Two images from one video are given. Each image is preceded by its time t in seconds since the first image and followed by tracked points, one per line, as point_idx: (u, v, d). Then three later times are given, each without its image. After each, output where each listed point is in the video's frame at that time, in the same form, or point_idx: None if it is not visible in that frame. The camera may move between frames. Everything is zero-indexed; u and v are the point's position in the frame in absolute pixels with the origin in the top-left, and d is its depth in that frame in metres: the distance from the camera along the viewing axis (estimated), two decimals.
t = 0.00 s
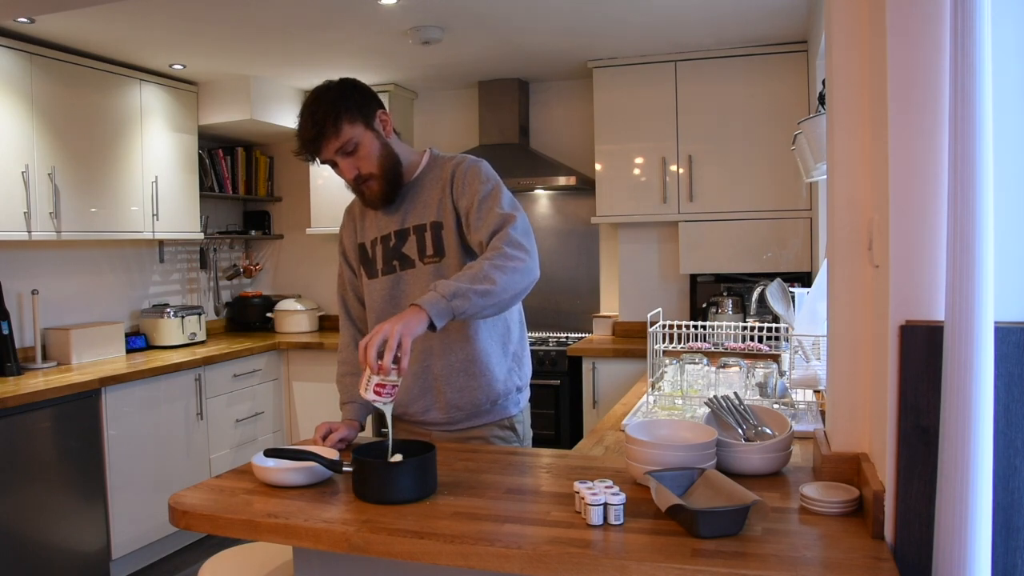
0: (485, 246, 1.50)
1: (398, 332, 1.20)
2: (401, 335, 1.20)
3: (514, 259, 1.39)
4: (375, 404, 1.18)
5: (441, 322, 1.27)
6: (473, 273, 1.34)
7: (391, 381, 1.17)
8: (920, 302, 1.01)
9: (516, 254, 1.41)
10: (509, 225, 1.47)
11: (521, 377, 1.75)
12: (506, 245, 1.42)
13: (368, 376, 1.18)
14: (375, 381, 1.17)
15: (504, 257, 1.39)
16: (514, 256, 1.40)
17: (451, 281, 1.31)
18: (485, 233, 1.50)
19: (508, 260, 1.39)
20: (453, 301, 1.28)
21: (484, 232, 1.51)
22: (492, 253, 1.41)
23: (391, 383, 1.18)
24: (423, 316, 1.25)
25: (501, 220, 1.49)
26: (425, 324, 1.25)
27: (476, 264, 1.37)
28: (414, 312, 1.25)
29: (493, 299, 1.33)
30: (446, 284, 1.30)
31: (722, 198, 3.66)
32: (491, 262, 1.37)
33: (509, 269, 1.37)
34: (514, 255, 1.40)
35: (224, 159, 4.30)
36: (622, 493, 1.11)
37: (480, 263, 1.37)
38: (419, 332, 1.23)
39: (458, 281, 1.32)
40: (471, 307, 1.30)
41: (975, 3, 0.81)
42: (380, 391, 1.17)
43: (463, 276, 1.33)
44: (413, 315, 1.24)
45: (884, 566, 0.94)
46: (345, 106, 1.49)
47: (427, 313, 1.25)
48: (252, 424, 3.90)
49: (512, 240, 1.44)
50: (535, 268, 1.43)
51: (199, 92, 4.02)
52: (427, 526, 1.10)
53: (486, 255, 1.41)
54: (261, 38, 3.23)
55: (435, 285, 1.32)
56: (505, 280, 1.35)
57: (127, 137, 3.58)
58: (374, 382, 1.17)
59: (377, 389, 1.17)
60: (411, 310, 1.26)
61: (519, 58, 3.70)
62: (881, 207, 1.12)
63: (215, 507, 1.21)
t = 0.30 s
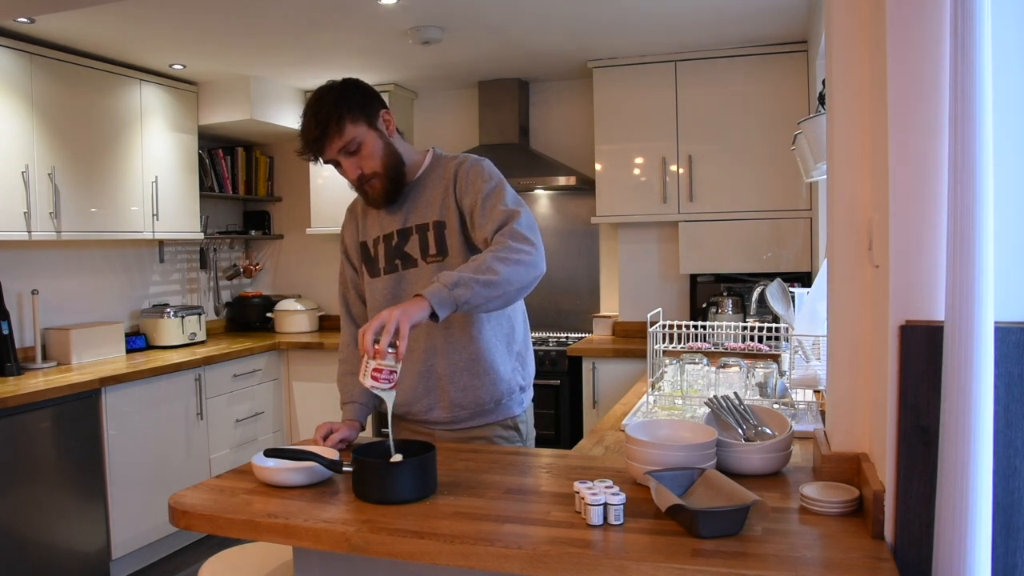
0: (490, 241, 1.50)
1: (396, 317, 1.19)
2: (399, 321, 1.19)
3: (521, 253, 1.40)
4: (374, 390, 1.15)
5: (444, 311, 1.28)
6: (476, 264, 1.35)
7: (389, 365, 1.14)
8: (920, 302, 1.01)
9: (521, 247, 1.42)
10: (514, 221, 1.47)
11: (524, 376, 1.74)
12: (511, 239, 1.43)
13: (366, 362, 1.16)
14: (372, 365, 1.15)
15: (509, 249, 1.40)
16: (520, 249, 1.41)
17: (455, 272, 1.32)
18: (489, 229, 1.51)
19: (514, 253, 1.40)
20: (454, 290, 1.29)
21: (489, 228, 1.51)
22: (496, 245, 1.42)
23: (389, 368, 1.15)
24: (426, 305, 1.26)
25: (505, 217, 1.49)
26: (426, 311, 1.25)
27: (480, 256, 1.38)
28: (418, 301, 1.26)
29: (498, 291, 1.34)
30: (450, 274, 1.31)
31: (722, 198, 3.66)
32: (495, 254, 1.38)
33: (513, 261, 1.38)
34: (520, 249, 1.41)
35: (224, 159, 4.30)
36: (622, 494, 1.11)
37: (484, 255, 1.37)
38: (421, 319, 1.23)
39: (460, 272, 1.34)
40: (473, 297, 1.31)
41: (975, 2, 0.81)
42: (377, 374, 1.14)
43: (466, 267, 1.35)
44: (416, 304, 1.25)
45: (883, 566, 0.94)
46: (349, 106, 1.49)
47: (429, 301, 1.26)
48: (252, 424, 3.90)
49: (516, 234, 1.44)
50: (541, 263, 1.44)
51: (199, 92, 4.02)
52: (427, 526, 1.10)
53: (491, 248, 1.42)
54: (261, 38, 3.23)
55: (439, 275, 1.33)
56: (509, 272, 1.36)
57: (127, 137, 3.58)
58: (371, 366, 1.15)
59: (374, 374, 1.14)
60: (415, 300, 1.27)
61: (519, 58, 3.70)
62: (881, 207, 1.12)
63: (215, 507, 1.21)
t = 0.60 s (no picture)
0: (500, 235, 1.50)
1: (397, 295, 1.20)
2: (400, 297, 1.20)
3: (531, 245, 1.40)
4: (373, 366, 1.14)
5: (449, 295, 1.29)
6: (484, 252, 1.36)
7: (387, 340, 1.14)
8: (920, 302, 1.01)
9: (532, 240, 1.42)
10: (525, 215, 1.47)
11: (531, 377, 1.74)
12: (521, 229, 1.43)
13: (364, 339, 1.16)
14: (370, 341, 1.15)
15: (519, 240, 1.40)
16: (530, 241, 1.41)
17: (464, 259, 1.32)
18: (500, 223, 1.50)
19: (525, 246, 1.40)
20: (459, 274, 1.30)
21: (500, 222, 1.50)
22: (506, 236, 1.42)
23: (388, 345, 1.14)
24: (429, 286, 1.27)
25: (516, 211, 1.49)
26: (428, 292, 1.26)
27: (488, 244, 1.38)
28: (421, 281, 1.27)
29: (504, 277, 1.34)
30: (460, 261, 1.32)
31: (722, 198, 3.66)
32: (503, 243, 1.38)
33: (521, 251, 1.38)
34: (531, 241, 1.41)
35: (224, 159, 4.31)
36: (622, 494, 1.11)
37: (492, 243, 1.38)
38: (425, 299, 1.24)
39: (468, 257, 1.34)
40: (477, 281, 1.32)
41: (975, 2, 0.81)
42: (375, 348, 1.14)
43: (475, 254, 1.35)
44: (420, 283, 1.26)
45: (883, 566, 0.94)
46: (361, 101, 1.50)
47: (433, 283, 1.27)
48: (252, 424, 3.90)
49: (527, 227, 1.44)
50: (551, 258, 1.43)
51: (199, 92, 4.03)
52: (427, 526, 1.10)
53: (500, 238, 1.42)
54: (261, 38, 3.23)
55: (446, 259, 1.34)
56: (516, 262, 1.36)
57: (127, 137, 3.58)
58: (369, 341, 1.14)
59: (373, 349, 1.14)
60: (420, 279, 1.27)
61: (519, 58, 3.70)
62: (881, 207, 1.12)
63: (215, 506, 1.22)
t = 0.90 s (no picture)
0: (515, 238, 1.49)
1: (404, 296, 1.20)
2: (405, 298, 1.20)
3: (543, 251, 1.40)
4: (377, 364, 1.15)
5: (457, 297, 1.29)
6: (495, 255, 1.35)
7: (392, 340, 1.14)
8: (920, 302, 1.01)
9: (545, 244, 1.41)
10: (540, 219, 1.47)
11: (546, 379, 1.74)
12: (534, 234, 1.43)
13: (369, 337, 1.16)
14: (375, 340, 1.15)
15: (531, 245, 1.40)
16: (542, 246, 1.40)
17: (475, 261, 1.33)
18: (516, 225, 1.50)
19: (540, 249, 1.39)
20: (471, 276, 1.30)
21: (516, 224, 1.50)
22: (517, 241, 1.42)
23: (391, 344, 1.14)
24: (439, 288, 1.27)
25: (532, 215, 1.49)
26: (438, 294, 1.26)
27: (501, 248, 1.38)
28: (431, 283, 1.27)
29: (515, 282, 1.34)
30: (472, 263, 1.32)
31: (722, 198, 3.66)
32: (515, 247, 1.38)
33: (533, 256, 1.38)
34: (545, 247, 1.40)
35: (224, 159, 4.31)
36: (622, 494, 1.12)
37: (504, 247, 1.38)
38: (434, 300, 1.25)
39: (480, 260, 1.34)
40: (487, 285, 1.32)
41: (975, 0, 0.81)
42: (380, 347, 1.14)
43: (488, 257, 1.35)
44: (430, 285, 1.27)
45: (884, 566, 0.94)
46: (387, 93, 1.50)
47: (443, 284, 1.28)
48: (252, 424, 3.90)
49: (541, 233, 1.44)
50: (563, 265, 1.43)
51: (199, 92, 4.03)
52: (427, 526, 1.10)
53: (514, 243, 1.42)
54: (261, 37, 3.23)
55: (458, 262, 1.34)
56: (529, 267, 1.36)
57: (127, 137, 3.58)
58: (374, 340, 1.15)
59: (377, 348, 1.14)
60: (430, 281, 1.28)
61: (519, 58, 3.70)
62: (881, 208, 1.12)
63: (215, 507, 1.22)
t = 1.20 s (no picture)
0: (524, 251, 1.49)
1: (418, 318, 1.18)
2: (418, 320, 1.18)
3: (547, 269, 1.40)
4: (383, 382, 1.16)
5: (467, 315, 1.27)
6: (506, 275, 1.34)
7: (401, 362, 1.15)
8: (920, 302, 1.01)
9: (551, 262, 1.41)
10: (549, 235, 1.47)
11: (563, 382, 1.73)
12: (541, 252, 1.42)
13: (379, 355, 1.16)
14: (384, 360, 1.15)
15: (539, 264, 1.40)
16: (547, 264, 1.40)
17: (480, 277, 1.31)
18: (527, 237, 1.49)
19: (544, 268, 1.39)
20: (481, 298, 1.28)
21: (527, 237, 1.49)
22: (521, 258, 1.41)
23: (399, 367, 1.16)
24: (449, 307, 1.25)
25: (542, 230, 1.48)
26: (448, 315, 1.23)
27: (510, 267, 1.37)
28: (443, 301, 1.24)
29: (521, 304, 1.33)
30: (478, 280, 1.29)
31: (722, 198, 3.66)
32: (525, 267, 1.37)
33: (542, 278, 1.37)
34: (549, 264, 1.41)
35: (224, 159, 4.31)
36: (622, 494, 1.11)
37: (514, 267, 1.37)
38: (442, 323, 1.21)
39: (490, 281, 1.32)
40: (496, 307, 1.30)
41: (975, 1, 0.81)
42: (388, 369, 1.15)
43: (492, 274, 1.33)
44: (437, 303, 1.24)
45: (884, 566, 0.94)
46: (410, 90, 1.51)
47: (451, 300, 1.25)
48: (252, 424, 3.90)
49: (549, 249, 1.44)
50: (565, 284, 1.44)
51: (198, 92, 4.03)
52: (428, 526, 1.09)
53: (522, 259, 1.41)
54: (261, 38, 3.23)
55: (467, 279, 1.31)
56: (537, 288, 1.36)
57: (127, 137, 3.58)
58: (384, 361, 1.15)
59: (385, 369, 1.15)
60: (441, 298, 1.25)
61: (519, 58, 3.70)
62: (881, 207, 1.12)
63: (215, 506, 1.21)
